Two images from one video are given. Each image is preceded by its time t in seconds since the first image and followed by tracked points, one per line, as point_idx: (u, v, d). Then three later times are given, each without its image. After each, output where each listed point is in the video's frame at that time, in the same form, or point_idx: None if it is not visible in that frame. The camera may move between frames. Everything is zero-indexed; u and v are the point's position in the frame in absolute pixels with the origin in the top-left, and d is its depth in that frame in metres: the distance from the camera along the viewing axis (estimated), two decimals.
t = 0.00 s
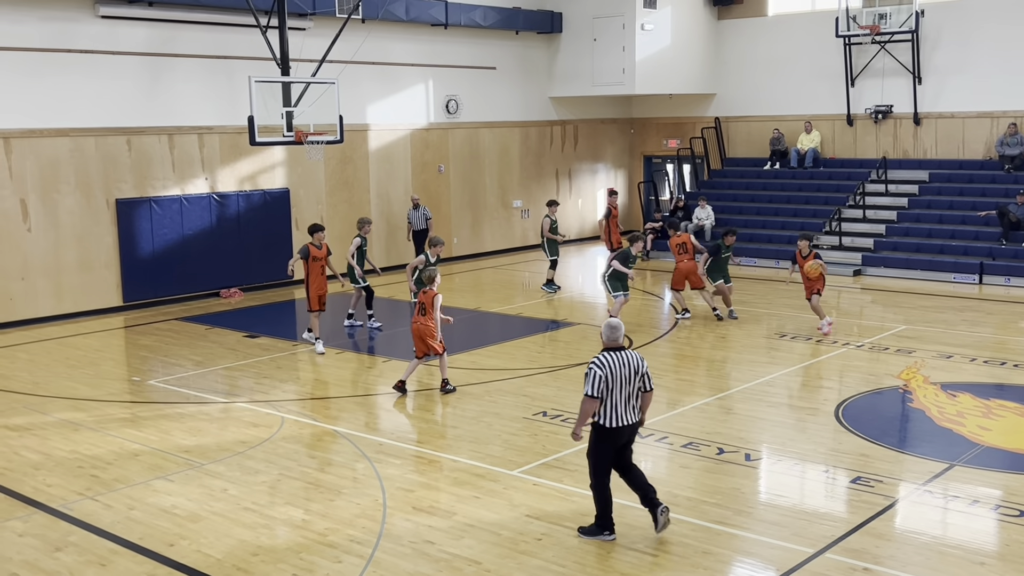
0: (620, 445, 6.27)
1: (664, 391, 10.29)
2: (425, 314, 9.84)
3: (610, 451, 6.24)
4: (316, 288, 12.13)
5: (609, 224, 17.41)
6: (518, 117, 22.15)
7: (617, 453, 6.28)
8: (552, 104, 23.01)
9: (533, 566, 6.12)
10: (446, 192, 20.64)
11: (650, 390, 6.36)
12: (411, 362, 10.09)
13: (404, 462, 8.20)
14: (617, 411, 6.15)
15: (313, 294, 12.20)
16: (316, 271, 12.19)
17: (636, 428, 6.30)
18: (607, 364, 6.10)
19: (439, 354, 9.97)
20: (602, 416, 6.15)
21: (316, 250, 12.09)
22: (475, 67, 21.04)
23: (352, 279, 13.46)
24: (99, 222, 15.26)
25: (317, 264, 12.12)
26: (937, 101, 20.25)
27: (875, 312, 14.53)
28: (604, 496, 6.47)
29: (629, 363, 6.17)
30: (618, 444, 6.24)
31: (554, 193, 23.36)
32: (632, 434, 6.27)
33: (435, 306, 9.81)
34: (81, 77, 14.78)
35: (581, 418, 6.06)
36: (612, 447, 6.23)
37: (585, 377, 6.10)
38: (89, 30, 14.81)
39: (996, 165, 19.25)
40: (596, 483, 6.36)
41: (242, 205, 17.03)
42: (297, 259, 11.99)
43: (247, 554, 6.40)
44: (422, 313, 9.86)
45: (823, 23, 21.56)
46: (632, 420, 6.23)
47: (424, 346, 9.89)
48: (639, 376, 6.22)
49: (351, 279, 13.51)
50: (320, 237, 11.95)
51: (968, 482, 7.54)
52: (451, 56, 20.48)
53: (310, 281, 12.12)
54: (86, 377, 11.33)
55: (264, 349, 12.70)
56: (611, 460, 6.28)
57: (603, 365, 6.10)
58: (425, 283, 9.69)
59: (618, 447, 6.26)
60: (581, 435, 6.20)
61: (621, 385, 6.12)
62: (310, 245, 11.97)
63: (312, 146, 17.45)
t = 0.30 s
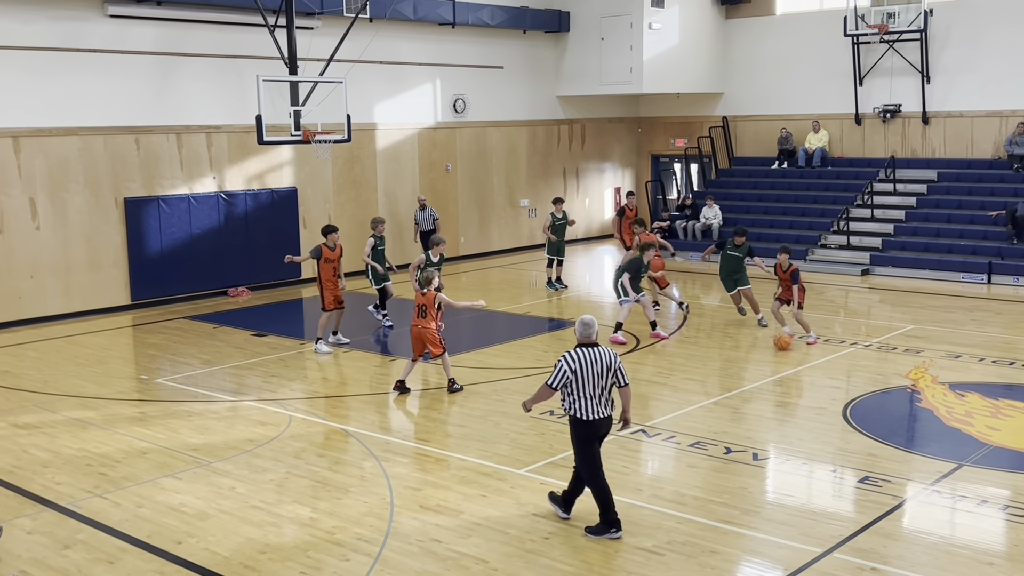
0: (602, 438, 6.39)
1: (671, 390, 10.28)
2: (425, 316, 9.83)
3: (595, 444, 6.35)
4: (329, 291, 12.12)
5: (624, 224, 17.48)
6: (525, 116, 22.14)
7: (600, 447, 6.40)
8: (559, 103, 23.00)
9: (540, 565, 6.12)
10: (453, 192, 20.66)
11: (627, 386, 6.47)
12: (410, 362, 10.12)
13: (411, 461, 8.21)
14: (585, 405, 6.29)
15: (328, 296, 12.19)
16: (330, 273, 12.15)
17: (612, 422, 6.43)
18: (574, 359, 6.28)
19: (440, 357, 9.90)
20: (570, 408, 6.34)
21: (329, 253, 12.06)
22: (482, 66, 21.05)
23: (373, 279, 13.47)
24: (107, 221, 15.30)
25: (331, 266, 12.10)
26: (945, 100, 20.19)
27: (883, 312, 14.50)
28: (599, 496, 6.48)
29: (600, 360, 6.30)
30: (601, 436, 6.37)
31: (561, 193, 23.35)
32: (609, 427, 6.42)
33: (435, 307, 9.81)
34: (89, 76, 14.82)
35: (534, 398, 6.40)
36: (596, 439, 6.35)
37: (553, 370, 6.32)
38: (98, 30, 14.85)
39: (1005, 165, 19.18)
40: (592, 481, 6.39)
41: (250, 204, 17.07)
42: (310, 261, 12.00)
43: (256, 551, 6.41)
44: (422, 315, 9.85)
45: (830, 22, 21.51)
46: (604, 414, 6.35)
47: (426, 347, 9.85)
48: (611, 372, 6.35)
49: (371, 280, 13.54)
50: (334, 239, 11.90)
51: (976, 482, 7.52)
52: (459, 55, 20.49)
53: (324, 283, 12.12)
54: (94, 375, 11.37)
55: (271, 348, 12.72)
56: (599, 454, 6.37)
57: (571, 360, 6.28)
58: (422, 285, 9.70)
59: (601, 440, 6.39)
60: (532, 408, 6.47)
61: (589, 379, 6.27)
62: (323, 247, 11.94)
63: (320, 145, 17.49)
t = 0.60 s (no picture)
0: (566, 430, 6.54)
1: (677, 389, 10.27)
2: (409, 309, 9.68)
3: (553, 436, 6.53)
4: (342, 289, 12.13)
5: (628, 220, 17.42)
6: (532, 115, 22.14)
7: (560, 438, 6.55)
8: (566, 102, 22.99)
9: (546, 564, 6.11)
10: (460, 190, 20.65)
11: (600, 380, 6.63)
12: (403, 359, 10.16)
13: (417, 459, 8.22)
14: (560, 396, 6.45)
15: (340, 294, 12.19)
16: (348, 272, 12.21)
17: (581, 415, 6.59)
18: (554, 350, 6.41)
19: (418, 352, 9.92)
20: (545, 399, 6.47)
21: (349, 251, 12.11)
22: (489, 65, 21.03)
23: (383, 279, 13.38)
24: (115, 219, 15.33)
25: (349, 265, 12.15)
26: (953, 99, 20.11)
27: (890, 311, 14.45)
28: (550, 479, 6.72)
29: (577, 352, 6.46)
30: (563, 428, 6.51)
31: (568, 191, 23.33)
32: (577, 419, 6.56)
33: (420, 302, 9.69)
34: (95, 74, 14.85)
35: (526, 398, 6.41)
36: (555, 433, 6.52)
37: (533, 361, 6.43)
38: (105, 28, 14.87)
39: (1013, 164, 19.11)
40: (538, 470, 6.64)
41: (257, 203, 17.09)
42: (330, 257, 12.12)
43: (262, 549, 6.42)
44: (406, 308, 9.70)
45: (838, 21, 21.46)
46: (577, 407, 6.52)
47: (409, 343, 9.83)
48: (586, 365, 6.50)
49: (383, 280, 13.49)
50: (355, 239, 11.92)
51: (984, 481, 7.50)
52: (466, 54, 20.49)
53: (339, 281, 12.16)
54: (101, 374, 11.39)
55: (278, 346, 12.74)
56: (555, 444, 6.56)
57: (551, 351, 6.41)
58: (409, 275, 9.61)
59: (559, 434, 6.53)
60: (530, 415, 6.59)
61: (568, 372, 6.40)
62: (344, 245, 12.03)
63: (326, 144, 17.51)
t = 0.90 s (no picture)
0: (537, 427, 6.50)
1: (683, 388, 10.26)
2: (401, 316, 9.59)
3: (523, 430, 6.50)
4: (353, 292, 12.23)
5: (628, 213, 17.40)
6: (539, 113, 22.13)
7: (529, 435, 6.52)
8: (572, 100, 22.98)
9: (552, 562, 6.12)
10: (466, 188, 20.66)
11: (578, 374, 6.62)
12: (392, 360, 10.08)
13: (423, 457, 8.22)
14: (537, 392, 6.44)
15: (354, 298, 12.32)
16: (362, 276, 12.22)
17: (559, 412, 6.55)
18: (527, 346, 6.44)
19: (402, 362, 9.76)
20: (520, 395, 6.48)
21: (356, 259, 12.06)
22: (495, 63, 21.03)
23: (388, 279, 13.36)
24: (121, 216, 15.37)
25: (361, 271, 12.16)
26: (960, 97, 20.06)
27: (897, 310, 14.42)
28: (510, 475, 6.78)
29: (551, 349, 6.45)
30: (533, 425, 6.48)
31: (574, 190, 23.32)
32: (553, 418, 6.51)
33: (411, 309, 9.54)
34: (102, 72, 14.88)
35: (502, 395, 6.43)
36: (528, 429, 6.50)
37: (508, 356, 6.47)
38: (112, 26, 14.91)
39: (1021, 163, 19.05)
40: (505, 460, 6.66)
41: (263, 201, 17.12)
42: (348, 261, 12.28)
43: (269, 547, 6.43)
44: (398, 314, 9.59)
45: (845, 19, 21.42)
46: (551, 403, 6.49)
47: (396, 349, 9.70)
48: (562, 361, 6.49)
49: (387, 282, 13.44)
50: (358, 248, 11.80)
51: (991, 481, 7.48)
52: (472, 52, 20.49)
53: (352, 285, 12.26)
54: (108, 371, 11.42)
55: (284, 344, 12.76)
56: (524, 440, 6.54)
57: (524, 346, 6.45)
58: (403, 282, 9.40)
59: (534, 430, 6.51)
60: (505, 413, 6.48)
61: (540, 368, 6.41)
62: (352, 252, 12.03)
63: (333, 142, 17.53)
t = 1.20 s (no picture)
0: (508, 425, 6.52)
1: (689, 387, 10.25)
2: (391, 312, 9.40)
3: (495, 428, 6.54)
4: (338, 292, 12.17)
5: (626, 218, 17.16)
6: (545, 111, 22.12)
7: (505, 434, 6.55)
8: (578, 99, 22.96)
9: (558, 561, 6.12)
10: (472, 187, 20.66)
11: (548, 370, 6.47)
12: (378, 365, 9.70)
13: (428, 455, 8.22)
14: (498, 390, 6.48)
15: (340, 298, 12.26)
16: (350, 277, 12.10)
17: (529, 409, 6.50)
18: (489, 342, 6.50)
19: (398, 361, 9.43)
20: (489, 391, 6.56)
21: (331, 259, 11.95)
22: (501, 62, 21.02)
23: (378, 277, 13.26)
24: (127, 215, 15.39)
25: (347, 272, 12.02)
26: (968, 96, 20.00)
27: (904, 309, 14.38)
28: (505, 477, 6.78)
29: (512, 346, 6.43)
30: (502, 422, 6.51)
31: (580, 188, 23.31)
32: (522, 415, 6.49)
33: (401, 302, 9.37)
34: (108, 70, 14.90)
35: (464, 388, 6.70)
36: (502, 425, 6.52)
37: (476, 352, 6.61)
38: (119, 25, 14.94)
39: None
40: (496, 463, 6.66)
41: (270, 199, 17.14)
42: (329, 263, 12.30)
43: (275, 545, 6.44)
44: (389, 310, 9.40)
45: (851, 17, 21.38)
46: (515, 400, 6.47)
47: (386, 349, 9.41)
48: (524, 358, 6.42)
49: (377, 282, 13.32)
50: (327, 248, 11.70)
51: (998, 481, 7.46)
52: (479, 51, 20.49)
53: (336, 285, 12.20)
54: (115, 369, 11.45)
55: (290, 342, 12.77)
56: (505, 438, 6.57)
57: (488, 344, 6.51)
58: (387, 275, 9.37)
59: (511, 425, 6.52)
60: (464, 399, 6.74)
61: (499, 365, 6.44)
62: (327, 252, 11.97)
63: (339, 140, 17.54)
